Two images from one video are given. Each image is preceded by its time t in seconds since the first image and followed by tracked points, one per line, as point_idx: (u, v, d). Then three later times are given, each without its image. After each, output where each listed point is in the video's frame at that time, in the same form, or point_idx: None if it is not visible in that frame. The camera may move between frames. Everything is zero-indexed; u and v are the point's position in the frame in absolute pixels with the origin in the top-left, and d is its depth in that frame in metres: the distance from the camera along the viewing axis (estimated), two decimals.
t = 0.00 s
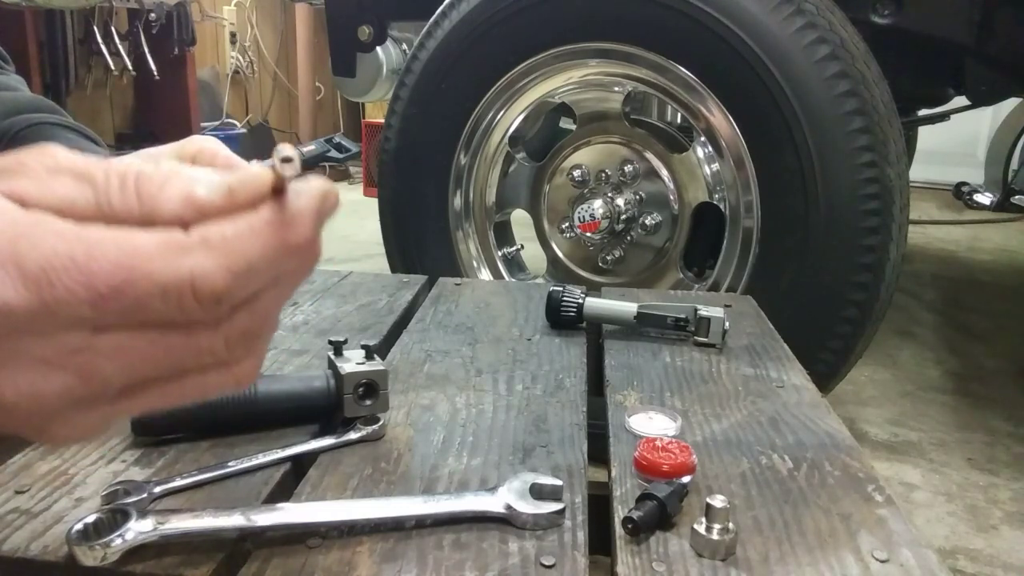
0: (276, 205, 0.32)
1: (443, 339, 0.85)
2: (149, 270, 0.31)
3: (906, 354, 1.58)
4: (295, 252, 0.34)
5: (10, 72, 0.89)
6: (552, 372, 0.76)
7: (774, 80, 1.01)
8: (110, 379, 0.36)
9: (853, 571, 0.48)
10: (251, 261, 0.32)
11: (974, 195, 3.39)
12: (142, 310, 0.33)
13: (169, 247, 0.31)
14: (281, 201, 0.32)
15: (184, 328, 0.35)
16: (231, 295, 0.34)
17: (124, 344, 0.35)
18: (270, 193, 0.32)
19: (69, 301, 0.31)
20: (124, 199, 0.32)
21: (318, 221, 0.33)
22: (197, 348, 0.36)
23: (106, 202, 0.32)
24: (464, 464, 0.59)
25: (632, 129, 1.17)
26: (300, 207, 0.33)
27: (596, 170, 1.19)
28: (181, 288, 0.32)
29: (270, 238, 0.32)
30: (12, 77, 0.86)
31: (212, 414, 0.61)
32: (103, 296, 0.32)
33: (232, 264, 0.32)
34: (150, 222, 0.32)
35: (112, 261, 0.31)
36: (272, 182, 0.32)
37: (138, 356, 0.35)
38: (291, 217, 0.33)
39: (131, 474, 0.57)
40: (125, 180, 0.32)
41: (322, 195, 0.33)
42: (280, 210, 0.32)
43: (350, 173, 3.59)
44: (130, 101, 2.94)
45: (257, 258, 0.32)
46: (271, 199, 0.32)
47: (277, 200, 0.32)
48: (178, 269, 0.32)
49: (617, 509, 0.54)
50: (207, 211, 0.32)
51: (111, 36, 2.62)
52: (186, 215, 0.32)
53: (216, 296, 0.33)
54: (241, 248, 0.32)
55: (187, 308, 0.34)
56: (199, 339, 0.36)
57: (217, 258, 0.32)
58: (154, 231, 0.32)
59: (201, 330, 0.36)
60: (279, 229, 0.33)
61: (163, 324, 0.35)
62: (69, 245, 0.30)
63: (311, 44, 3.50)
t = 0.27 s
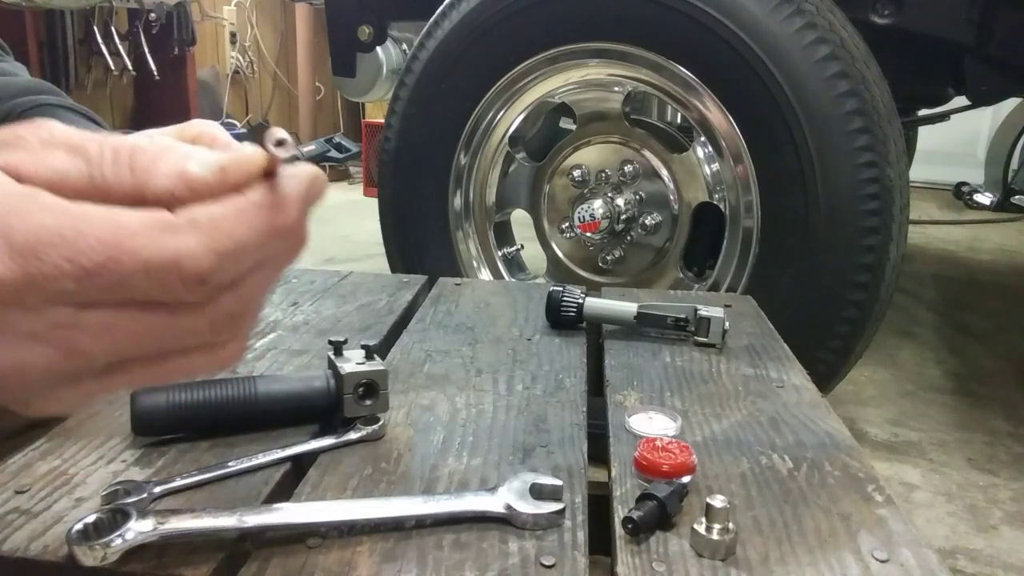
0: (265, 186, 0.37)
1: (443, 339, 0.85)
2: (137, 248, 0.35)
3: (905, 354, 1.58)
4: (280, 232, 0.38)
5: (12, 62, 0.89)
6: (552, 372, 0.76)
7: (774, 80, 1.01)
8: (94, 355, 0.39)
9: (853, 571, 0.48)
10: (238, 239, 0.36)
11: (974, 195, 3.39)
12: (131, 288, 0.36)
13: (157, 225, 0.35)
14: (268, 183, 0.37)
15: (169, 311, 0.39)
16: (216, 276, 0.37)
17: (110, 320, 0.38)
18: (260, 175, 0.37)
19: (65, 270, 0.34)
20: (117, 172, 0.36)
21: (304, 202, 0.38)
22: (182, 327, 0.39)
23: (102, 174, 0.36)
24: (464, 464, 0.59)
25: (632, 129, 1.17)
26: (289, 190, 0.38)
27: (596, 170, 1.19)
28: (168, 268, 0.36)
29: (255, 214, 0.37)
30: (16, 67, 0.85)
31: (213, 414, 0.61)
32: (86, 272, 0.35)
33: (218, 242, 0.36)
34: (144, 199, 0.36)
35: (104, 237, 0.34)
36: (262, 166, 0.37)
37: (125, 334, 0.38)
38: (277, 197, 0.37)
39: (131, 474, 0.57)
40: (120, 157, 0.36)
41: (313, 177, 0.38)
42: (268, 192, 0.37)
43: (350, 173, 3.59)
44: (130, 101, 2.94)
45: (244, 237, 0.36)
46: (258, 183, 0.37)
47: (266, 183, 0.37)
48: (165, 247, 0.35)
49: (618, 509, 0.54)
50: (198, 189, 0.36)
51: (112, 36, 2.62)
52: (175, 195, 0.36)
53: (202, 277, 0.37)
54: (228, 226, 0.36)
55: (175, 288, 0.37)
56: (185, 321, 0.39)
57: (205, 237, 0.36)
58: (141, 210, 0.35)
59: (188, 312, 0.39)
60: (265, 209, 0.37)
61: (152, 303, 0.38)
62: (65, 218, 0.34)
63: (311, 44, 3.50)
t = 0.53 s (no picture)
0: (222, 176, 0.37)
1: (443, 339, 0.85)
2: (79, 230, 0.35)
3: (906, 354, 1.58)
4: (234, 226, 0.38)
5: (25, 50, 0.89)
6: (552, 372, 0.76)
7: (774, 80, 1.01)
8: (36, 335, 0.38)
9: (853, 571, 0.48)
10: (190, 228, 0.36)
11: (974, 195, 3.39)
12: (72, 270, 0.36)
13: (102, 206, 0.35)
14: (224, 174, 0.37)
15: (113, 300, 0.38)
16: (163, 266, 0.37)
17: (51, 302, 0.37)
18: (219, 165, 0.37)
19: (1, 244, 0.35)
20: (77, 147, 0.36)
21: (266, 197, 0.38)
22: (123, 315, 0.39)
23: (59, 149, 0.36)
24: (464, 464, 0.59)
25: (632, 129, 1.17)
26: (250, 183, 0.38)
27: (595, 170, 1.19)
28: (110, 253, 0.35)
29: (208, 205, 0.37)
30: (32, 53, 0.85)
31: (213, 415, 0.61)
32: (24, 248, 0.35)
33: (164, 229, 0.36)
34: (98, 177, 0.36)
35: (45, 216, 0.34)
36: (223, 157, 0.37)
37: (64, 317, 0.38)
38: (235, 189, 0.37)
39: (130, 474, 0.57)
40: (81, 133, 0.36)
41: (277, 173, 0.38)
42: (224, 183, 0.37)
43: (350, 173, 3.59)
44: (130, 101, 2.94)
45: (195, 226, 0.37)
46: (218, 176, 0.37)
47: (224, 175, 0.37)
48: (107, 230, 0.35)
49: (618, 509, 0.54)
50: (155, 172, 0.36)
51: (112, 36, 2.62)
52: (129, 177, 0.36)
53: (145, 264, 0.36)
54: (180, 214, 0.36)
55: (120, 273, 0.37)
56: (129, 309, 0.39)
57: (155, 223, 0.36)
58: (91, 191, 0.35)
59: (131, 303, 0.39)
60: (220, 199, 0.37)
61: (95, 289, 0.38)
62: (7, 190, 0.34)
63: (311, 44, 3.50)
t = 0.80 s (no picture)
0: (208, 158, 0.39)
1: (443, 339, 0.85)
2: (66, 198, 0.36)
3: (906, 354, 1.58)
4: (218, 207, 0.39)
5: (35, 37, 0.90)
6: (552, 372, 0.76)
7: (774, 80, 1.01)
8: (18, 306, 0.39)
9: (853, 571, 0.48)
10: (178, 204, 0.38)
11: (974, 195, 3.39)
12: (59, 243, 0.37)
13: (92, 177, 0.36)
14: (213, 156, 0.39)
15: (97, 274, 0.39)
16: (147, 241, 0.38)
17: (38, 275, 0.38)
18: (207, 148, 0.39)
19: None
20: (67, 117, 0.37)
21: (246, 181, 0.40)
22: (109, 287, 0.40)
23: (51, 120, 0.37)
24: (464, 464, 0.59)
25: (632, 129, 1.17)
26: (233, 165, 0.39)
27: (595, 170, 1.19)
28: (96, 222, 0.36)
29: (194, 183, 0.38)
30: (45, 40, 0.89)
31: (213, 415, 0.61)
32: (15, 218, 0.35)
33: (151, 201, 0.37)
34: (89, 147, 0.38)
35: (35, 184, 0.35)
36: (209, 142, 0.39)
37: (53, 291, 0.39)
38: (221, 171, 0.39)
39: (130, 474, 0.57)
40: (72, 103, 0.38)
41: (261, 159, 0.40)
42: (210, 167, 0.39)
43: (350, 174, 3.59)
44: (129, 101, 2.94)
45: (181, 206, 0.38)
46: (206, 155, 0.39)
47: (210, 156, 0.39)
48: (96, 199, 0.36)
49: (618, 509, 0.54)
50: (146, 147, 0.38)
51: (111, 36, 2.62)
52: (121, 153, 0.38)
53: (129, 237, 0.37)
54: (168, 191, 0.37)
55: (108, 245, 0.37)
56: (114, 284, 0.40)
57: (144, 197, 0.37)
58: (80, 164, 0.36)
59: (116, 276, 0.39)
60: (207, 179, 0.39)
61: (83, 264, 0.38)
62: None
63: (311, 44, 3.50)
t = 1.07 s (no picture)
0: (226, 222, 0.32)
1: (443, 339, 0.84)
2: (81, 279, 0.30)
3: (906, 354, 1.58)
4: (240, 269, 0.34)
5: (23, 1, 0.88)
6: (552, 372, 0.76)
7: (774, 80, 1.01)
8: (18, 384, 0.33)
9: (853, 571, 0.48)
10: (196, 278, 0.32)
11: (974, 195, 3.39)
12: (66, 325, 0.31)
13: (109, 254, 0.30)
14: (230, 216, 0.32)
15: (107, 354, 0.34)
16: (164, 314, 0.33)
17: (45, 350, 0.32)
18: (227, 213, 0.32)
19: None
20: (67, 171, 0.29)
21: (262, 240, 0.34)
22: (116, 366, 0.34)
23: (44, 175, 0.29)
24: (464, 464, 0.59)
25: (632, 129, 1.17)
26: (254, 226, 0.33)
27: (596, 170, 1.19)
28: (116, 299, 0.31)
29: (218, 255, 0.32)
30: (32, 1, 0.89)
31: (212, 415, 0.60)
32: (26, 301, 0.30)
33: (176, 277, 0.32)
34: (96, 207, 0.30)
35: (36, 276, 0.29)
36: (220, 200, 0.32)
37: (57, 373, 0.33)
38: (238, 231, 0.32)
39: (131, 474, 0.57)
40: (70, 153, 0.29)
41: (274, 214, 0.34)
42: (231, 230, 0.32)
43: (350, 173, 3.59)
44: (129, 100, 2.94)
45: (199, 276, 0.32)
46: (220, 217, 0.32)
47: (230, 217, 0.32)
48: (116, 279, 0.30)
49: (618, 509, 0.54)
50: (159, 210, 0.30)
51: (111, 36, 2.62)
52: (128, 213, 0.30)
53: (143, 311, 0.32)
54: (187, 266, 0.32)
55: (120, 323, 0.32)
56: (127, 354, 0.34)
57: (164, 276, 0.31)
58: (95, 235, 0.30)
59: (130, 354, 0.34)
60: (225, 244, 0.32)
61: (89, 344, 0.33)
62: None
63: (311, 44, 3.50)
